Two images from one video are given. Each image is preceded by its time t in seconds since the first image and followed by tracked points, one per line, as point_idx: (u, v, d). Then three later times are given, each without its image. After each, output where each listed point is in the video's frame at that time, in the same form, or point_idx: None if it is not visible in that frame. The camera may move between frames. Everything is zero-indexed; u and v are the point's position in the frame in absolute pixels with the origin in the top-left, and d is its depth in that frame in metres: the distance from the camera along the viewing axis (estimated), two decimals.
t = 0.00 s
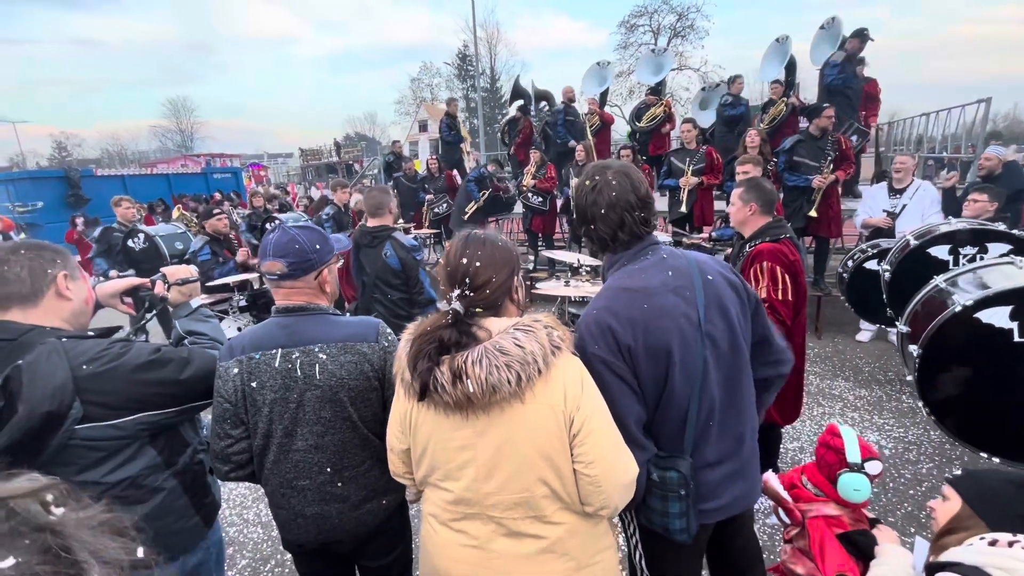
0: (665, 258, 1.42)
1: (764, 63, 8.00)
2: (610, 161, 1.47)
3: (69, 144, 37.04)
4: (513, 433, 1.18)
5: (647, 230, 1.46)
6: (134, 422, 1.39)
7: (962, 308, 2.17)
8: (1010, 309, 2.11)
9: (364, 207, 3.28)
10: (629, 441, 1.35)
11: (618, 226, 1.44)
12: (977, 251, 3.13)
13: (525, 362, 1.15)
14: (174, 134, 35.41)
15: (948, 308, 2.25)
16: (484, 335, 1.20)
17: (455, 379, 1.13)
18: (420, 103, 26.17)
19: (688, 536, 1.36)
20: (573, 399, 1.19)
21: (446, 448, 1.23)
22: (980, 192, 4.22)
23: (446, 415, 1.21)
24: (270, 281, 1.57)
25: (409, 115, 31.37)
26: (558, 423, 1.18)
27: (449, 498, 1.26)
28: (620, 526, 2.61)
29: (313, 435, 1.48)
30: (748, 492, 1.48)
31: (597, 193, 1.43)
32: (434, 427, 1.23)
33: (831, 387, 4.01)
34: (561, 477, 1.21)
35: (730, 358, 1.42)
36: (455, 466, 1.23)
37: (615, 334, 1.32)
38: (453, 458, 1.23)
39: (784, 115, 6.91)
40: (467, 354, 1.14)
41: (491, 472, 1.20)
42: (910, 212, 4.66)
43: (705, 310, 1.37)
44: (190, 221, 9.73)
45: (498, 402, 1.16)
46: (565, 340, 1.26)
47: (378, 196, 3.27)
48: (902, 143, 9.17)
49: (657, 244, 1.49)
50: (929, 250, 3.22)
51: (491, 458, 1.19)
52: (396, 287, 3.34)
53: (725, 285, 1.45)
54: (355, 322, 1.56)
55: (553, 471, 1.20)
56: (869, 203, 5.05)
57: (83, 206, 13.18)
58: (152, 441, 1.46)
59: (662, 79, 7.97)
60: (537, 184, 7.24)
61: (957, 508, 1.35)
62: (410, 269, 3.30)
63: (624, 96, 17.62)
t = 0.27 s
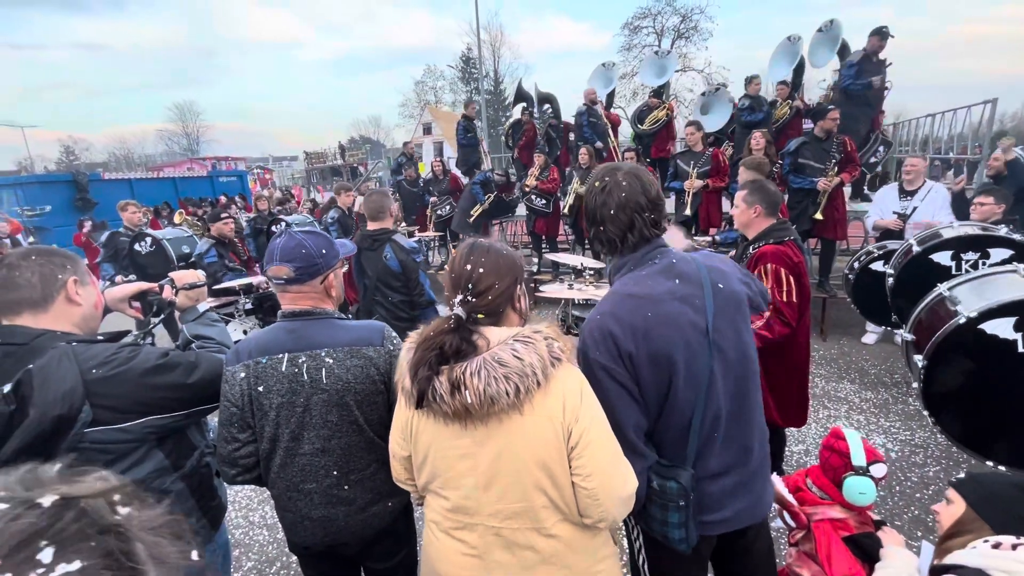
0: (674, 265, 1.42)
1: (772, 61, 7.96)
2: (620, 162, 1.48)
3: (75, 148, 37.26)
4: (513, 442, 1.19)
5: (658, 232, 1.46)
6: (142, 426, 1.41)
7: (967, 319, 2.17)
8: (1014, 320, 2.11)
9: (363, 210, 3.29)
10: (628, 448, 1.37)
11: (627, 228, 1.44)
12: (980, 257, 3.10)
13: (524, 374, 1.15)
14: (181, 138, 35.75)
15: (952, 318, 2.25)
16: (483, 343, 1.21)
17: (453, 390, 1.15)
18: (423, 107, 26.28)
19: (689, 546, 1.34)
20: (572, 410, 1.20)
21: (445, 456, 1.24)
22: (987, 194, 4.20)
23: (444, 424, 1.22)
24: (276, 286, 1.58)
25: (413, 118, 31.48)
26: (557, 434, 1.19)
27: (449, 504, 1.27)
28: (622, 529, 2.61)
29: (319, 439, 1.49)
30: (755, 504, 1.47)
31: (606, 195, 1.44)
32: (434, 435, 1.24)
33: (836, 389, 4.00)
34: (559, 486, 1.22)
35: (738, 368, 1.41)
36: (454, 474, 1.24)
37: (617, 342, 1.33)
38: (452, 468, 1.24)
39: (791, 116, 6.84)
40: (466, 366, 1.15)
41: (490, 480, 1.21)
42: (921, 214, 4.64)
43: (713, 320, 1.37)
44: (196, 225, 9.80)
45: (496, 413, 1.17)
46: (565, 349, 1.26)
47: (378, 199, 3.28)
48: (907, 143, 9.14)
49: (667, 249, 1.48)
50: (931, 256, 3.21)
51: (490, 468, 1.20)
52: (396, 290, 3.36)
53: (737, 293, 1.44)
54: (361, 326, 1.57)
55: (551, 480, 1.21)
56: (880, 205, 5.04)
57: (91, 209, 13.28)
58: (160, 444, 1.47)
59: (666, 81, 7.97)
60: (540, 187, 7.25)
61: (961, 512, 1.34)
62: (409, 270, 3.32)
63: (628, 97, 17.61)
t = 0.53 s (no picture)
0: (678, 272, 1.41)
1: (775, 63, 7.91)
2: (618, 168, 1.48)
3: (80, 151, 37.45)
4: (514, 446, 1.19)
5: (657, 238, 1.45)
6: (148, 429, 1.41)
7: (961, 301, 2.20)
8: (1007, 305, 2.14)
9: (365, 212, 3.30)
10: (637, 463, 1.36)
11: (626, 234, 1.43)
12: (984, 258, 3.08)
13: (525, 377, 1.15)
14: (185, 141, 35.88)
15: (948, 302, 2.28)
16: (485, 347, 1.21)
17: (453, 394, 1.15)
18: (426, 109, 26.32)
19: (703, 560, 1.34)
20: (572, 413, 1.20)
21: (448, 462, 1.25)
22: (993, 194, 4.18)
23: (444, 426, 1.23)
24: (283, 289, 1.59)
25: (416, 120, 31.53)
26: (557, 436, 1.19)
27: (451, 506, 1.28)
28: (626, 530, 2.61)
29: (323, 442, 1.50)
30: (768, 513, 1.46)
31: (603, 200, 1.43)
32: (436, 439, 1.25)
33: (840, 391, 3.98)
34: (560, 489, 1.22)
35: (748, 376, 1.41)
36: (456, 478, 1.25)
37: (623, 356, 1.32)
38: (453, 470, 1.24)
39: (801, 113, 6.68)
40: (467, 369, 1.16)
41: (491, 485, 1.22)
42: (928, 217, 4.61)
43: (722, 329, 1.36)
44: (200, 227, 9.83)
45: (497, 417, 1.18)
46: (568, 353, 1.26)
47: (379, 200, 3.29)
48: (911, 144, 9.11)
49: (669, 255, 1.47)
50: (936, 258, 3.21)
51: (491, 472, 1.21)
52: (398, 290, 3.36)
53: (744, 300, 1.43)
54: (366, 329, 1.58)
55: (551, 482, 1.21)
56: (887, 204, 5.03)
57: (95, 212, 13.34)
58: (166, 446, 1.48)
59: (669, 82, 7.95)
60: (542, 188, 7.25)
61: (966, 512, 1.34)
62: (410, 271, 3.33)
63: (631, 99, 17.60)
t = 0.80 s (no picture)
0: (708, 278, 1.39)
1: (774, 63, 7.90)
2: (647, 166, 1.47)
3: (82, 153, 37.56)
4: (514, 446, 1.20)
5: (689, 238, 1.44)
6: (151, 427, 1.42)
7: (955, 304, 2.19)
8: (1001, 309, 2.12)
9: (364, 212, 3.31)
10: (643, 469, 1.35)
11: (659, 235, 1.42)
12: (988, 256, 3.08)
13: (523, 378, 1.16)
14: (186, 143, 35.90)
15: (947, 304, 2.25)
16: (484, 347, 1.21)
17: (452, 394, 1.16)
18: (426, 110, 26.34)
19: (704, 569, 1.33)
20: (571, 413, 1.20)
21: (448, 462, 1.25)
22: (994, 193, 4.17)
23: (444, 426, 1.24)
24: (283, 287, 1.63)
25: (416, 121, 31.55)
26: (556, 436, 1.20)
27: (450, 504, 1.28)
28: (628, 529, 2.61)
29: (324, 440, 1.51)
30: (778, 528, 1.44)
31: (634, 199, 1.42)
32: (436, 438, 1.25)
33: (841, 390, 3.98)
34: (559, 489, 1.22)
35: (770, 390, 1.38)
36: (455, 477, 1.25)
37: (641, 360, 1.31)
38: (452, 469, 1.25)
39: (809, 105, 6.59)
40: (465, 369, 1.16)
41: (489, 485, 1.22)
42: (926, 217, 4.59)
43: (747, 340, 1.34)
44: (201, 229, 9.84)
45: (497, 417, 1.18)
46: (567, 352, 1.27)
47: (378, 201, 3.30)
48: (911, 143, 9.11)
49: (701, 259, 1.45)
50: (941, 257, 3.20)
51: (490, 471, 1.21)
52: (398, 291, 3.37)
53: (775, 312, 1.39)
54: (368, 329, 1.59)
55: (550, 482, 1.22)
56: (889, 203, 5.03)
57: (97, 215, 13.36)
58: (168, 445, 1.48)
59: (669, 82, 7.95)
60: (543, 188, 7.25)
61: (969, 511, 1.34)
62: (410, 271, 3.34)
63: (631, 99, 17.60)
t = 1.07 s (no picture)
0: (761, 276, 1.31)
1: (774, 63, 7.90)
2: (705, 157, 1.41)
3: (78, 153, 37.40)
4: (509, 445, 1.20)
5: (746, 235, 1.38)
6: (146, 428, 1.42)
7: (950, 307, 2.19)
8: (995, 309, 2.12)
9: (361, 213, 3.32)
10: (659, 471, 1.29)
11: (717, 229, 1.36)
12: (990, 254, 3.09)
13: (519, 376, 1.16)
14: (183, 143, 35.86)
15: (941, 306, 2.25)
16: (479, 346, 1.22)
17: (448, 393, 1.16)
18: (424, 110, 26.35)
19: None
20: (567, 412, 1.21)
21: (446, 462, 1.25)
22: (987, 193, 4.19)
23: (441, 426, 1.23)
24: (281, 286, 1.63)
25: (414, 121, 31.56)
26: (552, 434, 1.20)
27: (445, 503, 1.29)
28: (625, 529, 2.62)
29: (320, 439, 1.51)
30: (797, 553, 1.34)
31: (692, 191, 1.36)
32: (432, 437, 1.25)
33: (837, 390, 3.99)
34: (554, 488, 1.22)
35: (813, 408, 1.27)
36: (452, 476, 1.25)
37: (675, 351, 1.26)
38: (448, 469, 1.25)
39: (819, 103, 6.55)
40: (461, 367, 1.16)
41: (486, 483, 1.22)
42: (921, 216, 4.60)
43: (793, 347, 1.24)
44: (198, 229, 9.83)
45: (492, 416, 1.18)
46: (562, 351, 1.27)
47: (375, 202, 3.31)
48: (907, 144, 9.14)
49: (756, 258, 1.38)
50: (943, 254, 3.21)
51: (486, 470, 1.22)
52: (394, 292, 3.37)
53: (830, 324, 1.28)
54: (363, 330, 1.59)
55: (546, 480, 1.22)
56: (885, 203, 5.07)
57: (94, 215, 13.33)
58: (163, 446, 1.48)
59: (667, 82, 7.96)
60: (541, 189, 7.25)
61: (964, 509, 1.35)
62: (406, 272, 3.34)
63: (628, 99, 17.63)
